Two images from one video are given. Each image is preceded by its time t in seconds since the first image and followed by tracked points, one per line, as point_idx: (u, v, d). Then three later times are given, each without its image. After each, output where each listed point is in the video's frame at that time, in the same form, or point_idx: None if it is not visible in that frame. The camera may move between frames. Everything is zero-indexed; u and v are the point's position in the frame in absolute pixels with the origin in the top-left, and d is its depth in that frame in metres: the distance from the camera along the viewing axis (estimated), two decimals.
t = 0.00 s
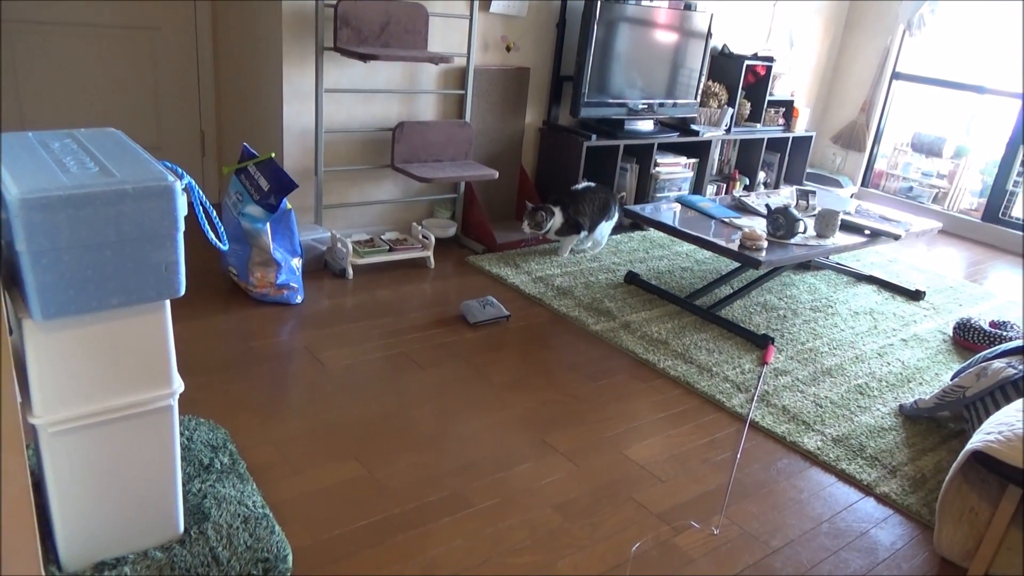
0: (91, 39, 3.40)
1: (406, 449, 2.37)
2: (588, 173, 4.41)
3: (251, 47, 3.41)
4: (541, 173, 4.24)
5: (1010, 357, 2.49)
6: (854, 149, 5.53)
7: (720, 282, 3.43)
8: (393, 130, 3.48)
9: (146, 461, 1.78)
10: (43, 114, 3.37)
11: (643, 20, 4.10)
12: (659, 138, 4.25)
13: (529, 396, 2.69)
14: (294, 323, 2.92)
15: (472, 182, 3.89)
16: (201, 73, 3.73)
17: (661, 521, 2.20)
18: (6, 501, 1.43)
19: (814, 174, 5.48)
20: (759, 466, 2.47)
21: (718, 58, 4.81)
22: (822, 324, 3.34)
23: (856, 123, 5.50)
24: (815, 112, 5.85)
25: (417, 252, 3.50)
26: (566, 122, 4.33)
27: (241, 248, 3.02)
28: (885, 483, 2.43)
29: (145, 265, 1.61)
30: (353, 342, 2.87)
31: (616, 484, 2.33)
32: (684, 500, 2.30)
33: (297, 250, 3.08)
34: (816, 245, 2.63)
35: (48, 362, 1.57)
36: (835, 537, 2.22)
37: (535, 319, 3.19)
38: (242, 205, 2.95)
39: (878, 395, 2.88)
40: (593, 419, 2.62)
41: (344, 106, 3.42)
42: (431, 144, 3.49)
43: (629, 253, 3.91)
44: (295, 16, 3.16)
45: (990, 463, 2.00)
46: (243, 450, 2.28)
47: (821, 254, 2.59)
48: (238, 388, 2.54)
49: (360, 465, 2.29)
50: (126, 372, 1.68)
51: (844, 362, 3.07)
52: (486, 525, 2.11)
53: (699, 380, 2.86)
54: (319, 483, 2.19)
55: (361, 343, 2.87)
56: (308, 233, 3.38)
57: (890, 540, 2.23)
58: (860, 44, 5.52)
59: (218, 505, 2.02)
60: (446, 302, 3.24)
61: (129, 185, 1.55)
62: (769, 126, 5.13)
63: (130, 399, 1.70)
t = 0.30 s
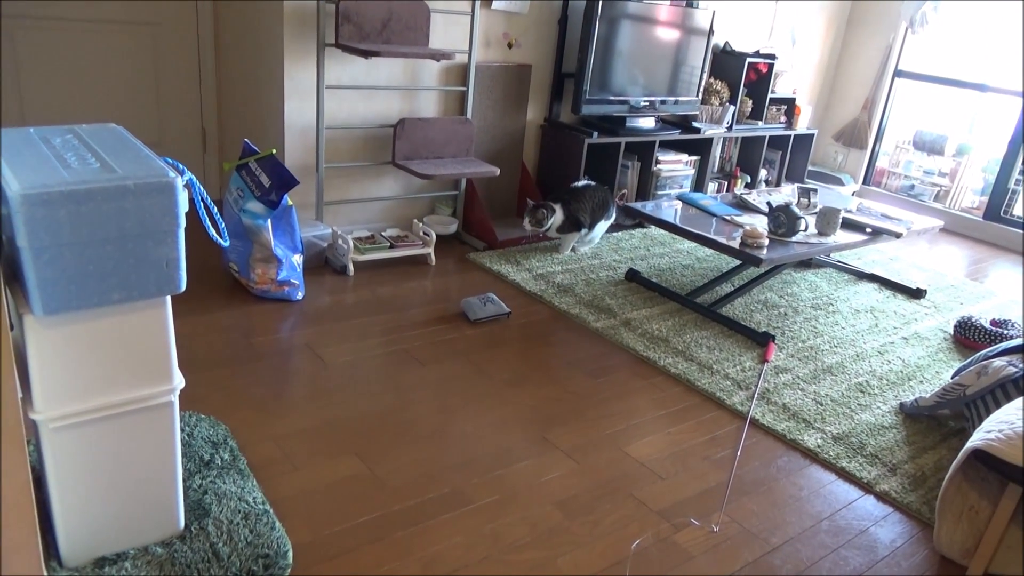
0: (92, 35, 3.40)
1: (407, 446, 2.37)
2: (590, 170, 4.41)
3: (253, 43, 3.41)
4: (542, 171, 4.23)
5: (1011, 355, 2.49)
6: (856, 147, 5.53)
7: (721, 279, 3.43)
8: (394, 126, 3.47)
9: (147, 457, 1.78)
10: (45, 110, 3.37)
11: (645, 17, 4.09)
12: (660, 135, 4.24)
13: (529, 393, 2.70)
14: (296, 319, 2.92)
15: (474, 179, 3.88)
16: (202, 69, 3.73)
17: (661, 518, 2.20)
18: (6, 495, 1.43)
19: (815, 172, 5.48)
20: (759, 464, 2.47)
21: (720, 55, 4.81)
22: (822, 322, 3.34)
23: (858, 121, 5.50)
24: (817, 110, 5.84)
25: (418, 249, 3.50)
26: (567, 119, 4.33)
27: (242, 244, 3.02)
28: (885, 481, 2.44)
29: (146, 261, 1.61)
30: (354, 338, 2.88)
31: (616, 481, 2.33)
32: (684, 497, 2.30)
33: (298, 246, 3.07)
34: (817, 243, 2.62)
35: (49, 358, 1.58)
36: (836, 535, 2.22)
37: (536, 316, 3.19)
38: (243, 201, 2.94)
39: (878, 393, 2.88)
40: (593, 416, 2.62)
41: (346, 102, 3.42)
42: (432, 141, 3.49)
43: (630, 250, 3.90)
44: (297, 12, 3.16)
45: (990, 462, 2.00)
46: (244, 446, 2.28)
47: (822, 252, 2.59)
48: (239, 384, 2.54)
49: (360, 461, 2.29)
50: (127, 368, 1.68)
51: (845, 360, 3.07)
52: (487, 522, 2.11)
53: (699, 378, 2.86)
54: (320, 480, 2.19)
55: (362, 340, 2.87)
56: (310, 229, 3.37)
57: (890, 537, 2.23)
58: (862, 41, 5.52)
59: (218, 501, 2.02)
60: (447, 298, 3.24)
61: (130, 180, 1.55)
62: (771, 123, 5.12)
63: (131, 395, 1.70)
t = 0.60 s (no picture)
0: (90, 31, 3.39)
1: (405, 443, 2.37)
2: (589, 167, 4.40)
3: (252, 39, 3.40)
4: (541, 167, 4.23)
5: (1010, 351, 2.50)
6: (856, 143, 5.53)
7: (720, 275, 3.43)
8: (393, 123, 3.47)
9: (145, 454, 1.78)
10: (43, 107, 3.37)
11: (644, 13, 4.08)
12: (660, 131, 4.24)
13: (529, 390, 2.70)
14: (294, 315, 2.92)
15: (473, 176, 3.88)
16: (201, 65, 3.72)
17: (660, 514, 2.21)
18: (6, 493, 1.43)
19: (815, 168, 5.48)
20: (758, 460, 2.48)
21: (719, 51, 4.80)
22: (822, 318, 3.34)
23: (857, 118, 5.49)
24: (816, 106, 5.83)
25: (418, 246, 3.50)
26: (566, 115, 4.32)
27: (240, 241, 3.01)
28: (884, 477, 2.44)
29: (144, 258, 1.60)
30: (353, 335, 2.87)
31: (615, 477, 2.33)
32: (683, 494, 2.31)
33: (297, 243, 3.07)
34: (816, 239, 2.62)
35: (48, 355, 1.58)
36: (835, 531, 2.22)
37: (535, 313, 3.19)
38: (242, 198, 2.92)
39: (877, 388, 2.88)
40: (592, 412, 2.62)
41: (344, 99, 3.41)
42: (431, 137, 3.48)
43: (629, 246, 3.90)
44: (295, 8, 3.15)
45: (990, 457, 2.00)
46: (243, 443, 2.29)
47: (821, 248, 2.58)
48: (238, 380, 2.54)
49: (359, 457, 2.29)
50: (126, 365, 1.68)
51: (844, 356, 3.07)
52: (486, 517, 2.12)
53: (699, 374, 2.86)
54: (319, 476, 2.20)
55: (361, 336, 2.87)
56: (308, 226, 3.38)
57: (889, 533, 2.24)
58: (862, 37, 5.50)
59: (217, 498, 2.03)
60: (447, 295, 3.24)
61: (127, 176, 1.55)
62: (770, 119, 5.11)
63: (130, 392, 1.70)
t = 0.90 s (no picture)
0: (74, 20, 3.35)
1: (393, 436, 2.37)
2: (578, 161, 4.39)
3: (239, 31, 3.37)
4: (531, 160, 4.21)
5: (994, 344, 2.52)
6: (844, 138, 5.57)
7: (708, 269, 3.44)
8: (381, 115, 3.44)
9: (129, 448, 1.77)
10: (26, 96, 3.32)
11: (634, 7, 4.07)
12: (649, 125, 4.23)
13: (517, 383, 2.69)
14: (282, 308, 2.89)
15: (462, 169, 3.86)
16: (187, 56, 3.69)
17: (647, 507, 2.22)
18: None
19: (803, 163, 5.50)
20: (744, 453, 2.49)
21: (709, 46, 4.80)
22: (809, 312, 3.36)
23: (845, 113, 5.52)
24: (805, 101, 5.85)
25: (406, 239, 3.48)
26: (555, 109, 4.31)
27: (227, 234, 2.98)
28: (869, 469, 2.46)
29: (128, 251, 1.59)
30: (341, 328, 2.86)
31: (604, 471, 2.34)
32: (670, 487, 2.32)
33: (284, 236, 3.05)
34: (803, 233, 2.63)
35: (29, 349, 1.56)
36: (820, 523, 2.24)
37: (523, 306, 3.18)
38: (228, 190, 2.89)
39: (863, 382, 2.90)
40: (581, 406, 2.62)
41: (332, 91, 3.38)
42: (420, 130, 3.46)
43: (618, 240, 3.90)
44: None
45: (974, 450, 2.02)
46: (229, 436, 2.27)
47: (809, 242, 2.59)
48: (225, 374, 2.53)
49: (347, 451, 2.28)
50: (111, 359, 1.67)
51: (831, 349, 3.09)
52: (473, 511, 2.12)
53: (686, 368, 2.87)
54: (306, 470, 2.19)
55: (349, 329, 2.85)
56: (297, 219, 3.36)
57: (874, 525, 2.26)
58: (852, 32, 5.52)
59: (203, 492, 2.02)
60: (435, 288, 3.23)
61: (110, 168, 1.53)
62: (759, 114, 5.12)
63: (114, 386, 1.69)
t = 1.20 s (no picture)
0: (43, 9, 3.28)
1: (373, 429, 2.36)
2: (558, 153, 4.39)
3: (213, 21, 3.32)
4: (510, 152, 4.21)
5: (967, 334, 2.57)
6: (821, 130, 5.61)
7: (687, 261, 3.46)
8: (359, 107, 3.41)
9: (105, 444, 1.75)
10: None
11: None
12: (628, 117, 4.24)
13: (497, 376, 2.70)
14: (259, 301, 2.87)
15: (441, 160, 3.84)
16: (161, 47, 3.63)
17: (626, 497, 2.23)
18: None
19: (780, 155, 5.53)
20: (723, 443, 2.51)
21: (687, 38, 4.81)
22: (786, 303, 3.39)
23: (822, 105, 5.56)
24: (782, 94, 5.88)
25: (385, 232, 3.46)
26: (534, 101, 4.30)
27: (203, 226, 2.93)
28: (846, 457, 2.49)
29: (103, 244, 1.57)
30: (320, 320, 2.84)
31: (584, 461, 2.35)
32: (650, 477, 2.33)
33: (262, 229, 3.02)
34: (781, 225, 2.64)
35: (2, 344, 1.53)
36: (798, 511, 2.27)
37: (503, 299, 3.18)
38: (203, 182, 2.84)
39: (839, 371, 2.93)
40: (561, 398, 2.63)
41: (309, 82, 3.35)
42: (398, 122, 3.44)
43: (598, 232, 3.91)
44: None
45: (947, 437, 2.06)
46: (207, 431, 2.26)
47: (786, 234, 2.61)
48: (202, 368, 2.51)
49: (327, 445, 2.28)
50: (86, 354, 1.64)
51: (808, 340, 3.12)
52: (454, 503, 2.12)
53: (666, 359, 2.88)
54: (286, 464, 2.18)
55: (328, 322, 2.84)
56: (275, 211, 3.31)
57: (849, 512, 2.29)
58: (829, 25, 5.54)
59: (181, 487, 2.00)
60: (414, 281, 3.22)
61: (83, 160, 1.51)
62: (738, 106, 5.11)
63: (89, 380, 1.67)
